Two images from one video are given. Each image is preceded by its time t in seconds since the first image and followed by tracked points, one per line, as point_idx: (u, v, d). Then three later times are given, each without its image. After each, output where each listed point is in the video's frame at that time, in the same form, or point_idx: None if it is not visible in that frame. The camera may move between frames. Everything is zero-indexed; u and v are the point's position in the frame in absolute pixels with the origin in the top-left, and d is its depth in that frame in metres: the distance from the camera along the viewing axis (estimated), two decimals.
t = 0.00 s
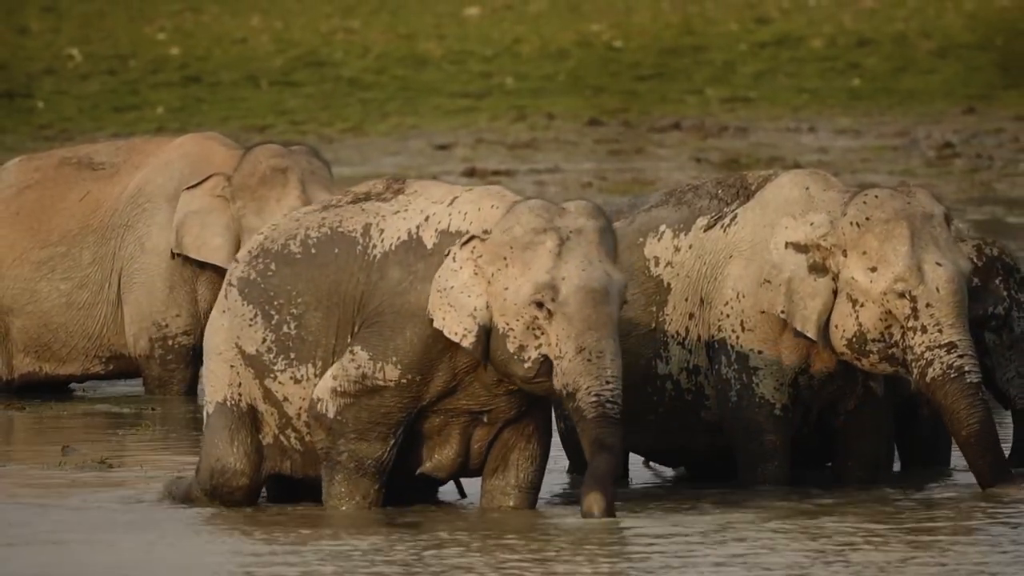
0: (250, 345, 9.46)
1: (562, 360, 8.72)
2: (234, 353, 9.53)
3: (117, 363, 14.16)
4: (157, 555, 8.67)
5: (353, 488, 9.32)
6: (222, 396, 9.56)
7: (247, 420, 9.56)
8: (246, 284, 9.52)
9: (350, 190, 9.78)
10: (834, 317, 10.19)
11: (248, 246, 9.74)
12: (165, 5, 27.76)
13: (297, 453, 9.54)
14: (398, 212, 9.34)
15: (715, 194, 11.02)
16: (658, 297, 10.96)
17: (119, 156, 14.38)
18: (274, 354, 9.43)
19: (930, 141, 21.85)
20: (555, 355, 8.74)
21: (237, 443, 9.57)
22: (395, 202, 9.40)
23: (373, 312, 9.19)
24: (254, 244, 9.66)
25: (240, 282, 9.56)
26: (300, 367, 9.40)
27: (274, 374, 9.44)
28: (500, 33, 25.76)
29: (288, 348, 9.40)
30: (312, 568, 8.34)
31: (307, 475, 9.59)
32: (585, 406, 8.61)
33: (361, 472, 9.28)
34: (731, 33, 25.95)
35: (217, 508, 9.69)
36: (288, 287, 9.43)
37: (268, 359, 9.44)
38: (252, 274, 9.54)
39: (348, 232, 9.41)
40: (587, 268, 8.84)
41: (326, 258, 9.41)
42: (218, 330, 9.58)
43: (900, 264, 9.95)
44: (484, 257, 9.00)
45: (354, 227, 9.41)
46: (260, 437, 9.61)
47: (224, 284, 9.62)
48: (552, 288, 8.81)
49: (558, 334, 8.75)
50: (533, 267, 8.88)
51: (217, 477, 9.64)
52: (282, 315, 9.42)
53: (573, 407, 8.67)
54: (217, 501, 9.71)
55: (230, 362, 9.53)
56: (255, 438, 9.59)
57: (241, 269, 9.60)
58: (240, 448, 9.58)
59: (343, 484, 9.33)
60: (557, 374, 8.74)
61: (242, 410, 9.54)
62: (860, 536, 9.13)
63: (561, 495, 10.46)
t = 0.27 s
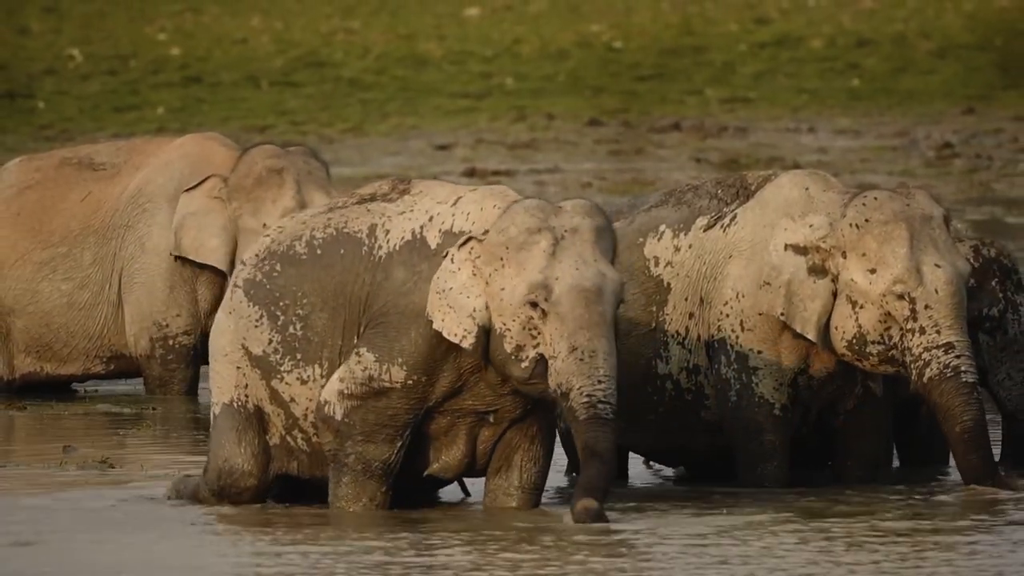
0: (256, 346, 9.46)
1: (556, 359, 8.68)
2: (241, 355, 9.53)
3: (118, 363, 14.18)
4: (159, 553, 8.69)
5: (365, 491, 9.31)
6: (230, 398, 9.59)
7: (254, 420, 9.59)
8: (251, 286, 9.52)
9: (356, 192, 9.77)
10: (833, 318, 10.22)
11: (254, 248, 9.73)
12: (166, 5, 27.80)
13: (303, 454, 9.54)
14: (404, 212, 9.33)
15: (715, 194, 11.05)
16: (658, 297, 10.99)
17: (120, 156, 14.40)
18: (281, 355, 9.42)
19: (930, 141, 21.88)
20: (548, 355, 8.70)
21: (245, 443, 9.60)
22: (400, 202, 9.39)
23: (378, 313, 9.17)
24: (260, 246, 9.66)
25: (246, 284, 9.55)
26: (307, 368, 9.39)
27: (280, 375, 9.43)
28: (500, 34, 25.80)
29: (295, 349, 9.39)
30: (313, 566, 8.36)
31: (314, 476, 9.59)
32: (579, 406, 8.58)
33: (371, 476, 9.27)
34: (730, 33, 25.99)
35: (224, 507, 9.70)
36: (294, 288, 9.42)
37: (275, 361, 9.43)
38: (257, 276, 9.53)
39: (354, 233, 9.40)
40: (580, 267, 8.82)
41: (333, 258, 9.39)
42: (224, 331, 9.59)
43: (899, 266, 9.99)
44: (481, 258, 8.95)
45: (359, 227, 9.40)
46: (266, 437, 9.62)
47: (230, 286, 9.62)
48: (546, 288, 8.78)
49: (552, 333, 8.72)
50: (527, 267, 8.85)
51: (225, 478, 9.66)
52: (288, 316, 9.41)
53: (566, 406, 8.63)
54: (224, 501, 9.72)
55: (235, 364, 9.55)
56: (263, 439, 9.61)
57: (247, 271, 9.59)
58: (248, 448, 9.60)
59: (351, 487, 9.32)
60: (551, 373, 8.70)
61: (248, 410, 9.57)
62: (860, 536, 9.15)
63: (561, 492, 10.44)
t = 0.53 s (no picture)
0: (262, 346, 9.52)
1: (551, 357, 8.69)
2: (246, 355, 9.59)
3: (118, 363, 14.23)
4: (160, 553, 8.72)
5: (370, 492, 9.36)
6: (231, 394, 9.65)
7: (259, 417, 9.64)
8: (257, 287, 9.58)
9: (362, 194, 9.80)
10: (833, 318, 10.24)
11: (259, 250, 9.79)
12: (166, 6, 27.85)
13: (308, 453, 9.58)
14: (408, 213, 9.36)
15: (714, 195, 11.08)
16: (658, 297, 11.02)
17: (121, 157, 14.44)
18: (286, 355, 9.48)
19: (929, 142, 21.92)
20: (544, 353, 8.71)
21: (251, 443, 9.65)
22: (405, 203, 9.42)
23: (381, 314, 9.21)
24: (266, 247, 9.72)
25: (251, 285, 9.61)
26: (312, 369, 9.44)
27: (286, 376, 9.49)
28: (500, 35, 25.87)
29: (300, 349, 9.45)
30: (313, 565, 8.40)
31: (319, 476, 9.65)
32: (572, 405, 8.59)
33: (369, 477, 9.33)
34: (730, 34, 26.05)
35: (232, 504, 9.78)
36: (299, 288, 9.47)
37: (281, 361, 9.49)
38: (263, 277, 9.59)
39: (358, 233, 9.43)
40: (578, 266, 8.83)
41: (336, 258, 9.45)
42: (229, 331, 9.66)
43: (897, 264, 10.04)
44: (481, 258, 8.98)
45: (363, 228, 9.43)
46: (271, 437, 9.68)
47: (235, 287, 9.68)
48: (543, 287, 8.80)
49: (550, 331, 8.72)
50: (527, 267, 8.87)
51: (231, 476, 9.72)
52: (293, 316, 9.47)
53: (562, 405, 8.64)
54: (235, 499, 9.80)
55: (240, 364, 9.61)
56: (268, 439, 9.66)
57: (254, 273, 9.64)
58: (253, 447, 9.66)
59: (356, 488, 9.37)
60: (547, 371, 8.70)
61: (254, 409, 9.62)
62: (858, 535, 9.18)
63: (562, 489, 10.49)
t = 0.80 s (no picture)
0: (265, 342, 9.55)
1: (553, 357, 8.68)
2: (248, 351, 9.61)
3: (118, 363, 14.26)
4: (158, 553, 8.75)
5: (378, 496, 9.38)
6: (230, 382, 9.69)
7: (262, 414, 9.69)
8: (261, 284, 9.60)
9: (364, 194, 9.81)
10: (833, 318, 10.27)
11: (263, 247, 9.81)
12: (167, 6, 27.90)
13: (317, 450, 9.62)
14: (410, 214, 9.39)
15: (714, 196, 11.03)
16: (658, 298, 10.96)
17: (121, 158, 14.48)
18: (289, 353, 9.50)
19: (928, 143, 21.96)
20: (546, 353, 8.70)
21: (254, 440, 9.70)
22: (407, 203, 9.44)
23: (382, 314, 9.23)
24: (269, 244, 9.73)
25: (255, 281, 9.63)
26: (314, 367, 9.47)
27: (288, 373, 9.52)
28: (500, 35, 25.94)
29: (303, 346, 9.47)
30: (311, 565, 8.43)
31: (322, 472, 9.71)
32: (573, 406, 8.56)
33: (378, 476, 9.33)
34: (729, 35, 26.10)
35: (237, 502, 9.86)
36: (302, 287, 9.50)
37: (284, 358, 9.51)
38: (267, 275, 9.61)
39: (360, 233, 9.46)
40: (580, 267, 8.83)
41: (338, 258, 9.48)
42: (232, 329, 9.69)
43: (894, 263, 10.07)
44: (481, 259, 9.01)
45: (366, 228, 9.46)
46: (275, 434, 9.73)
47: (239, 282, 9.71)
48: (545, 287, 8.81)
49: (551, 332, 8.72)
50: (528, 267, 8.89)
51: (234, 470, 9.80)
52: (296, 314, 9.49)
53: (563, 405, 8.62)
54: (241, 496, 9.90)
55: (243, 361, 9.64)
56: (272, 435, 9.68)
57: (257, 271, 9.66)
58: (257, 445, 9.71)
59: (363, 489, 9.37)
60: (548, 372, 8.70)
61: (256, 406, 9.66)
62: (856, 535, 9.20)
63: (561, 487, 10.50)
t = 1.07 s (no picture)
0: (265, 327, 9.08)
1: (573, 355, 8.25)
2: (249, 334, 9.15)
3: (119, 363, 14.33)
4: (156, 551, 8.73)
5: (387, 498, 8.97)
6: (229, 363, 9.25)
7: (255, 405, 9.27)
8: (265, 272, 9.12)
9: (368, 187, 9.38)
10: (833, 320, 10.02)
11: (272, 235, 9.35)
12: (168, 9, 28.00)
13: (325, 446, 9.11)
14: (408, 211, 8.99)
15: (713, 196, 10.94)
16: (658, 297, 10.81)
17: (121, 158, 14.53)
18: (288, 342, 9.04)
19: (927, 143, 22.00)
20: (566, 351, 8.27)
21: (249, 431, 9.25)
22: (407, 202, 9.04)
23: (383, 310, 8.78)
24: (275, 235, 9.26)
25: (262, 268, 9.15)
26: (311, 359, 9.02)
27: (285, 360, 9.07)
28: (500, 37, 26.25)
29: (302, 338, 9.01)
30: (310, 560, 8.42)
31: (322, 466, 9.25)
32: (598, 406, 8.17)
33: (400, 479, 8.94)
34: (729, 37, 26.22)
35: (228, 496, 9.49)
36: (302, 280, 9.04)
37: (282, 346, 9.06)
38: (272, 267, 9.13)
39: (360, 229, 9.02)
40: (598, 266, 8.41)
41: (337, 254, 9.03)
42: (230, 318, 9.24)
43: (892, 265, 9.81)
44: (490, 252, 8.57)
45: (366, 224, 9.03)
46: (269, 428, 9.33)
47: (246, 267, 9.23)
48: (565, 285, 8.36)
49: (569, 331, 8.29)
50: (545, 264, 8.44)
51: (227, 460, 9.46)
52: (299, 304, 9.03)
53: (581, 405, 8.22)
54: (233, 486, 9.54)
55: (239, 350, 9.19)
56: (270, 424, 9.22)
57: (259, 262, 9.18)
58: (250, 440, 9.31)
59: (377, 490, 8.95)
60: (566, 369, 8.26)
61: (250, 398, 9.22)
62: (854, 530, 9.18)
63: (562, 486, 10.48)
